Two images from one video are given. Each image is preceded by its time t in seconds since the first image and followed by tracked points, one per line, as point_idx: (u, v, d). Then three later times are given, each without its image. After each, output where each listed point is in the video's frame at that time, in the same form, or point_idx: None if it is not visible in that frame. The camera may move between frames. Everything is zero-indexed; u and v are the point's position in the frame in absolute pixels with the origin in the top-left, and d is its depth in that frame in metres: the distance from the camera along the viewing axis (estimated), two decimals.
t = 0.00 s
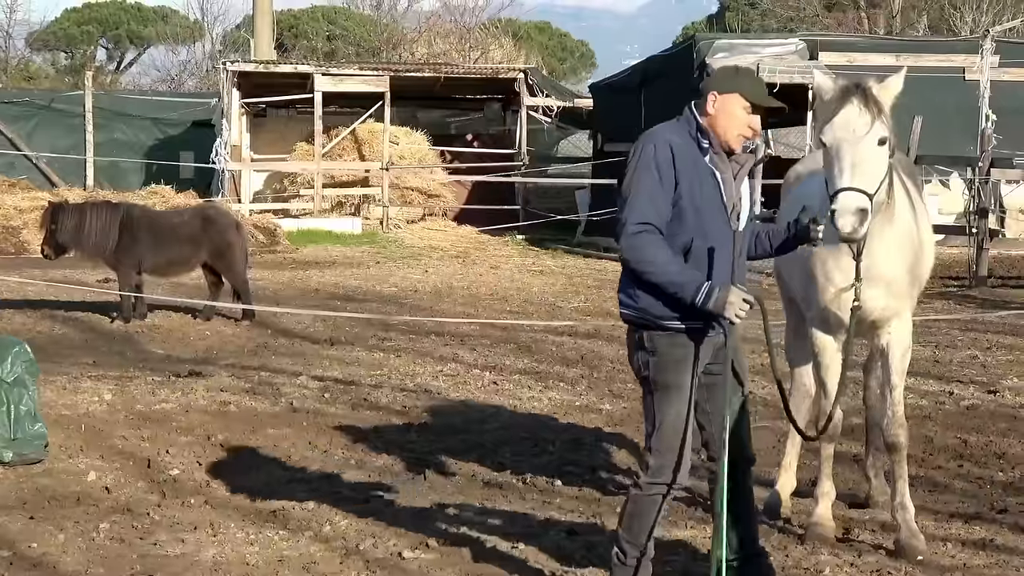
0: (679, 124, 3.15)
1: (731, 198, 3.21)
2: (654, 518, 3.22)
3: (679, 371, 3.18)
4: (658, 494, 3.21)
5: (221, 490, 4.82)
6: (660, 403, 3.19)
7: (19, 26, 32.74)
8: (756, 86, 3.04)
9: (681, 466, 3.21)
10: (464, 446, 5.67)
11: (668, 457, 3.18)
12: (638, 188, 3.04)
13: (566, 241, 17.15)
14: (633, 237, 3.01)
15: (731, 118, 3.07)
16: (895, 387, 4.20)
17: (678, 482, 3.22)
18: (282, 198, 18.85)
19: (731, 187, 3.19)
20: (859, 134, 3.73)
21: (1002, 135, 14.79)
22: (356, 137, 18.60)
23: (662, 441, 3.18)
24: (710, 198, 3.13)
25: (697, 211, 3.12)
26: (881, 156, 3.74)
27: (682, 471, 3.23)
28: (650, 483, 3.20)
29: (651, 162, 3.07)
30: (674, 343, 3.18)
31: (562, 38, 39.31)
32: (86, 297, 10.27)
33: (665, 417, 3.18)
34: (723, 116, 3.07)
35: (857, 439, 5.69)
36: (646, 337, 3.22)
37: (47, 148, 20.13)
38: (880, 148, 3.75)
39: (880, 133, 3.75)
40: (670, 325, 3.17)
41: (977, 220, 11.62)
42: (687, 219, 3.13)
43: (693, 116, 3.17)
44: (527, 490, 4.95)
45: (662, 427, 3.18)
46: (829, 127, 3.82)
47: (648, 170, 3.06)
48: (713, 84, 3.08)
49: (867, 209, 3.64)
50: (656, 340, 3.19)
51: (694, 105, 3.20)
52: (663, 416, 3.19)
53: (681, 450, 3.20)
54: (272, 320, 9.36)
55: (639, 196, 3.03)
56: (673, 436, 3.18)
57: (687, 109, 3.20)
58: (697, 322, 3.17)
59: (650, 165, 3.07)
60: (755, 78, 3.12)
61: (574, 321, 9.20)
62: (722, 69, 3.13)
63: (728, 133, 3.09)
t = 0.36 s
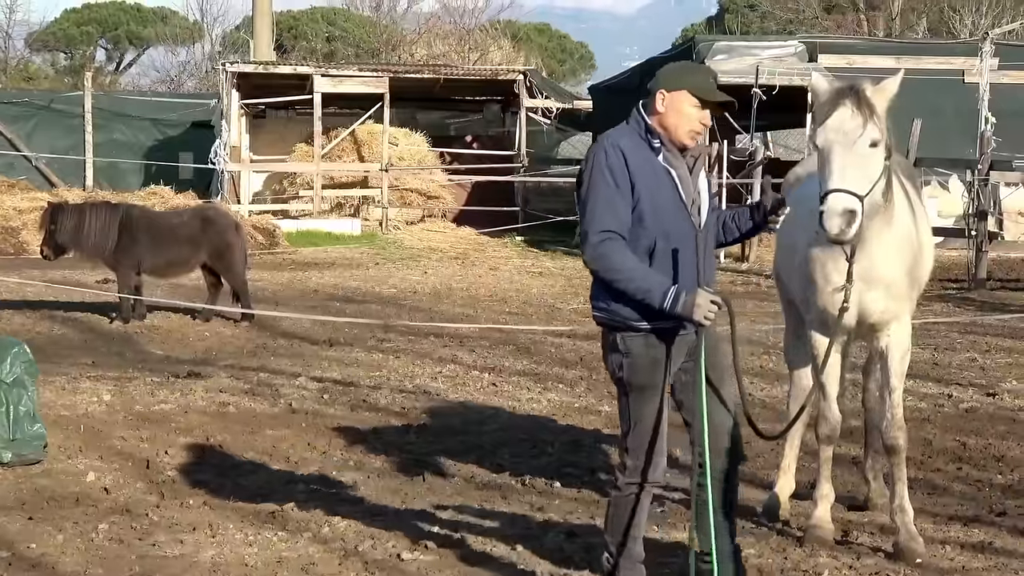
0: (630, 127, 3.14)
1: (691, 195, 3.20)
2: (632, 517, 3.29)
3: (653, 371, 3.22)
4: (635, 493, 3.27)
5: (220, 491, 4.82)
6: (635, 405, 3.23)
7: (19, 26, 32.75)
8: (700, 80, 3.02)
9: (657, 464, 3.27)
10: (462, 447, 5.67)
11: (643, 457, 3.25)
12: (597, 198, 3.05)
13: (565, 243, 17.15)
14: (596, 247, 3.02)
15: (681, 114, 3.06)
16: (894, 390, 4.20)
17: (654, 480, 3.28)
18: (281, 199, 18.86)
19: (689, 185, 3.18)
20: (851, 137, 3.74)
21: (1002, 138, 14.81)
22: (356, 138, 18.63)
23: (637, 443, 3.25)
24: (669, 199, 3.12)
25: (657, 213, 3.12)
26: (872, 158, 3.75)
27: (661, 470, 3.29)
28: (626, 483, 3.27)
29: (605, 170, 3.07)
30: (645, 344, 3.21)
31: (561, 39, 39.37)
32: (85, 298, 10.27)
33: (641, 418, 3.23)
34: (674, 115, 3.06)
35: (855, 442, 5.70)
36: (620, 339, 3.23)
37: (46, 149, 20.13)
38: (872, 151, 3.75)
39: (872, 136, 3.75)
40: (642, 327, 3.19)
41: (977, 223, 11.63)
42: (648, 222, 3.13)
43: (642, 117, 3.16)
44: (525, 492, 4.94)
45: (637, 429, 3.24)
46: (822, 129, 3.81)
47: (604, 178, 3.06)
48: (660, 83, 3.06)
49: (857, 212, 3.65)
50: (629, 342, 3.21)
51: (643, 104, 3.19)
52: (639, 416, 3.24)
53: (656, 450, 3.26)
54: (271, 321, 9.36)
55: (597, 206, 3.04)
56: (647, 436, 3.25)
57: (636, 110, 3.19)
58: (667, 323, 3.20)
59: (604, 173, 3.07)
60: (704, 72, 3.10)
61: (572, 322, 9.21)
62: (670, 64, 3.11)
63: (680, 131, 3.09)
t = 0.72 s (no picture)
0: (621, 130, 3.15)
1: (682, 197, 3.20)
2: (632, 518, 3.29)
3: (649, 371, 3.21)
4: (632, 493, 3.27)
5: (218, 492, 4.82)
6: (631, 406, 3.23)
7: (19, 27, 32.74)
8: (687, 84, 3.02)
9: (655, 466, 3.25)
10: (462, 449, 5.67)
11: (640, 458, 3.25)
12: (587, 204, 3.06)
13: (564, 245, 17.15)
14: (587, 251, 3.02)
15: (669, 117, 3.06)
16: (894, 392, 4.19)
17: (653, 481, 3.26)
18: (281, 200, 18.87)
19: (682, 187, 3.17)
20: (837, 139, 3.75)
21: (1002, 141, 14.82)
22: (356, 139, 18.62)
23: (634, 444, 3.24)
24: (660, 201, 3.12)
25: (648, 216, 3.12)
26: (857, 160, 3.75)
27: (659, 472, 3.27)
28: (623, 483, 3.28)
29: (595, 174, 3.08)
30: (641, 343, 3.21)
31: (561, 41, 39.38)
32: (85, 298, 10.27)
33: (637, 419, 3.23)
34: (662, 118, 3.07)
35: (855, 444, 5.70)
36: (617, 340, 3.23)
37: (46, 149, 20.13)
38: (858, 152, 3.75)
39: (858, 136, 3.74)
40: (639, 328, 3.19)
41: (977, 226, 11.63)
42: (640, 225, 3.12)
43: (631, 121, 3.17)
44: (524, 493, 4.95)
45: (634, 430, 3.24)
46: (810, 131, 3.82)
47: (594, 183, 3.07)
48: (649, 86, 3.07)
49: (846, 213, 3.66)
50: (626, 342, 3.21)
51: (633, 109, 3.20)
52: (635, 418, 3.23)
53: (653, 451, 3.25)
54: (270, 321, 9.36)
55: (587, 210, 3.05)
56: (644, 438, 3.24)
57: (625, 115, 3.20)
58: (661, 323, 3.19)
59: (594, 178, 3.07)
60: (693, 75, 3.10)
61: (571, 324, 9.21)
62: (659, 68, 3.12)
63: (669, 133, 3.09)
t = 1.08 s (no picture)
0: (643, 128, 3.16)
1: (701, 199, 3.21)
2: (641, 517, 3.29)
3: (660, 370, 3.22)
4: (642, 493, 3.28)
5: (220, 494, 4.81)
6: (642, 405, 3.24)
7: (18, 29, 32.77)
8: (709, 84, 3.03)
9: (666, 465, 3.26)
10: (463, 452, 5.67)
11: (649, 458, 3.25)
12: (608, 197, 3.05)
13: (564, 248, 17.15)
14: (608, 245, 3.02)
15: (689, 118, 3.08)
16: (898, 395, 4.20)
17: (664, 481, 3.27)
18: (281, 203, 18.87)
19: (700, 188, 3.18)
20: (824, 135, 3.80)
21: (1002, 145, 14.82)
22: (356, 142, 18.63)
23: (644, 443, 3.25)
24: (680, 200, 3.13)
25: (668, 215, 3.12)
26: (844, 156, 3.79)
27: (669, 472, 3.27)
28: (634, 484, 3.28)
29: (618, 169, 3.08)
30: (652, 342, 3.21)
31: (560, 44, 39.40)
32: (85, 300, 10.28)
33: (647, 418, 3.24)
34: (682, 117, 3.09)
35: (856, 448, 5.70)
36: (629, 339, 3.24)
37: (46, 152, 20.14)
38: (845, 148, 3.79)
39: (845, 133, 3.79)
40: (651, 327, 3.19)
41: (977, 229, 11.64)
42: (660, 222, 3.13)
43: (653, 120, 3.18)
44: (526, 496, 4.94)
45: (644, 430, 3.25)
46: (799, 127, 3.89)
47: (617, 177, 3.07)
48: (669, 86, 3.08)
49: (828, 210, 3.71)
50: (638, 341, 3.22)
51: (654, 108, 3.21)
52: (647, 417, 3.25)
53: (663, 451, 3.25)
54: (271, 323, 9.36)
55: (609, 204, 3.04)
56: (653, 438, 3.24)
57: (647, 114, 3.21)
58: (675, 323, 3.20)
59: (617, 172, 3.07)
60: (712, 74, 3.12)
61: (571, 327, 9.21)
62: (679, 68, 3.13)
63: (688, 132, 3.10)
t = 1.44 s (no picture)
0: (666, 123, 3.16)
1: (715, 200, 3.21)
2: (643, 513, 3.30)
3: (659, 364, 3.22)
4: (642, 488, 3.28)
5: (222, 497, 4.81)
6: (643, 399, 3.25)
7: (13, 32, 32.75)
8: (737, 85, 3.02)
9: (666, 461, 3.26)
10: (463, 454, 5.66)
11: (649, 453, 3.26)
12: (622, 184, 3.06)
13: (561, 250, 17.14)
14: (619, 232, 3.03)
15: (715, 117, 3.07)
16: (900, 396, 4.20)
17: (664, 477, 3.27)
18: (278, 206, 18.85)
19: (715, 189, 3.19)
20: (813, 134, 3.84)
21: (998, 146, 14.85)
22: (352, 145, 18.60)
23: (644, 439, 3.26)
24: (694, 198, 3.14)
25: (681, 210, 3.13)
26: (834, 155, 3.83)
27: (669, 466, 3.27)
28: (636, 479, 3.29)
29: (637, 159, 3.09)
30: (653, 337, 3.22)
31: (555, 46, 39.43)
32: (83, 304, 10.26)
33: (647, 412, 3.25)
34: (708, 116, 3.08)
35: (858, 448, 5.71)
36: (628, 333, 3.24)
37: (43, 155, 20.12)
38: (833, 147, 3.83)
39: (834, 131, 3.83)
40: (653, 322, 3.20)
41: (974, 230, 11.64)
42: (672, 217, 3.14)
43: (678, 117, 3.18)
44: (528, 498, 4.94)
45: (644, 425, 3.26)
46: (790, 126, 3.93)
47: (635, 166, 3.08)
48: (698, 85, 3.07)
49: (816, 208, 3.74)
50: (638, 336, 3.22)
51: (679, 108, 3.21)
52: (647, 411, 3.25)
53: (663, 446, 3.26)
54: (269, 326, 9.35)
55: (625, 192, 3.05)
56: (653, 433, 3.25)
57: (672, 111, 3.22)
58: (677, 321, 3.20)
59: (635, 162, 3.09)
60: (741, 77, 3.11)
61: (569, 329, 9.21)
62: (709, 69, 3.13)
63: (711, 132, 3.09)
